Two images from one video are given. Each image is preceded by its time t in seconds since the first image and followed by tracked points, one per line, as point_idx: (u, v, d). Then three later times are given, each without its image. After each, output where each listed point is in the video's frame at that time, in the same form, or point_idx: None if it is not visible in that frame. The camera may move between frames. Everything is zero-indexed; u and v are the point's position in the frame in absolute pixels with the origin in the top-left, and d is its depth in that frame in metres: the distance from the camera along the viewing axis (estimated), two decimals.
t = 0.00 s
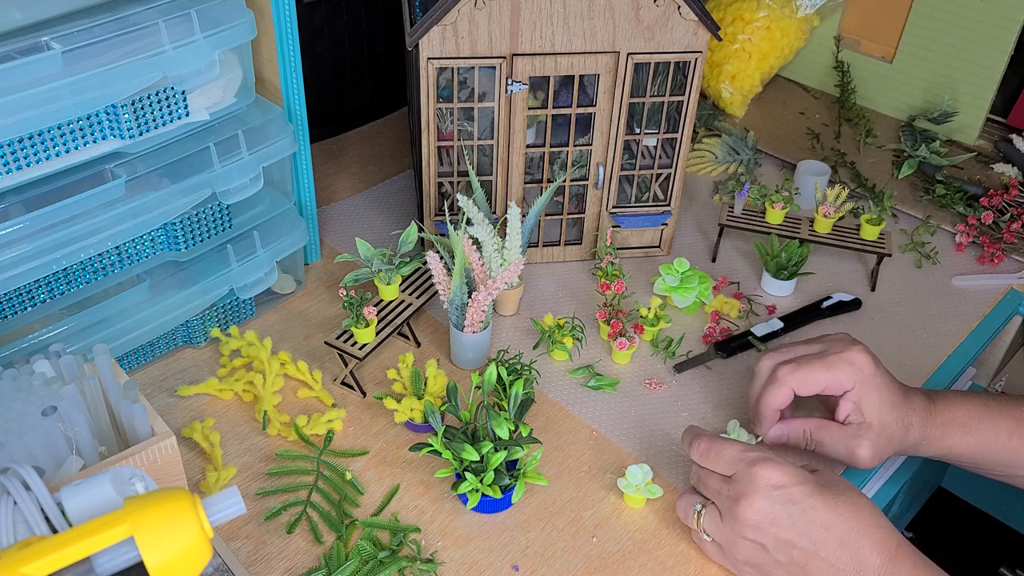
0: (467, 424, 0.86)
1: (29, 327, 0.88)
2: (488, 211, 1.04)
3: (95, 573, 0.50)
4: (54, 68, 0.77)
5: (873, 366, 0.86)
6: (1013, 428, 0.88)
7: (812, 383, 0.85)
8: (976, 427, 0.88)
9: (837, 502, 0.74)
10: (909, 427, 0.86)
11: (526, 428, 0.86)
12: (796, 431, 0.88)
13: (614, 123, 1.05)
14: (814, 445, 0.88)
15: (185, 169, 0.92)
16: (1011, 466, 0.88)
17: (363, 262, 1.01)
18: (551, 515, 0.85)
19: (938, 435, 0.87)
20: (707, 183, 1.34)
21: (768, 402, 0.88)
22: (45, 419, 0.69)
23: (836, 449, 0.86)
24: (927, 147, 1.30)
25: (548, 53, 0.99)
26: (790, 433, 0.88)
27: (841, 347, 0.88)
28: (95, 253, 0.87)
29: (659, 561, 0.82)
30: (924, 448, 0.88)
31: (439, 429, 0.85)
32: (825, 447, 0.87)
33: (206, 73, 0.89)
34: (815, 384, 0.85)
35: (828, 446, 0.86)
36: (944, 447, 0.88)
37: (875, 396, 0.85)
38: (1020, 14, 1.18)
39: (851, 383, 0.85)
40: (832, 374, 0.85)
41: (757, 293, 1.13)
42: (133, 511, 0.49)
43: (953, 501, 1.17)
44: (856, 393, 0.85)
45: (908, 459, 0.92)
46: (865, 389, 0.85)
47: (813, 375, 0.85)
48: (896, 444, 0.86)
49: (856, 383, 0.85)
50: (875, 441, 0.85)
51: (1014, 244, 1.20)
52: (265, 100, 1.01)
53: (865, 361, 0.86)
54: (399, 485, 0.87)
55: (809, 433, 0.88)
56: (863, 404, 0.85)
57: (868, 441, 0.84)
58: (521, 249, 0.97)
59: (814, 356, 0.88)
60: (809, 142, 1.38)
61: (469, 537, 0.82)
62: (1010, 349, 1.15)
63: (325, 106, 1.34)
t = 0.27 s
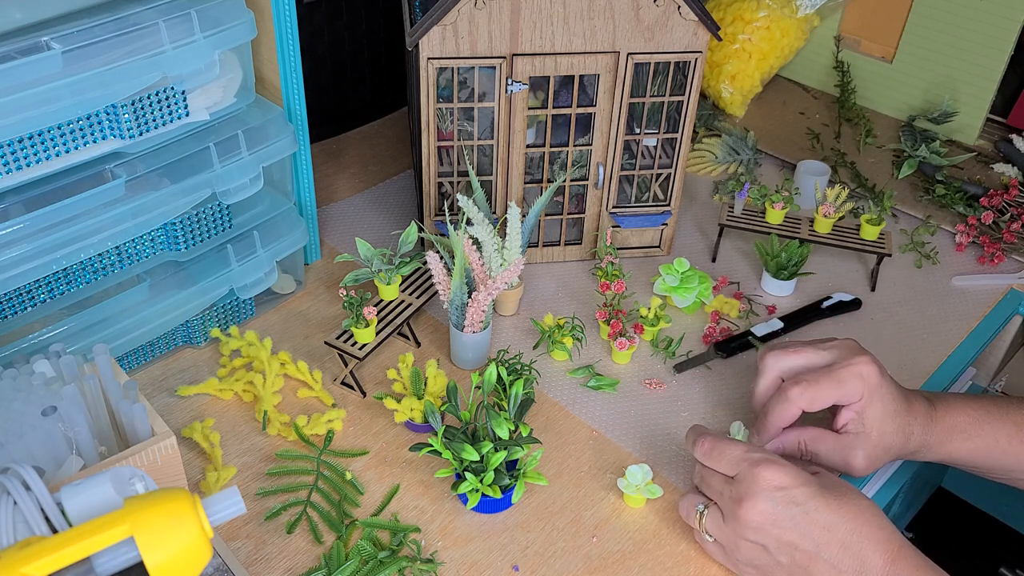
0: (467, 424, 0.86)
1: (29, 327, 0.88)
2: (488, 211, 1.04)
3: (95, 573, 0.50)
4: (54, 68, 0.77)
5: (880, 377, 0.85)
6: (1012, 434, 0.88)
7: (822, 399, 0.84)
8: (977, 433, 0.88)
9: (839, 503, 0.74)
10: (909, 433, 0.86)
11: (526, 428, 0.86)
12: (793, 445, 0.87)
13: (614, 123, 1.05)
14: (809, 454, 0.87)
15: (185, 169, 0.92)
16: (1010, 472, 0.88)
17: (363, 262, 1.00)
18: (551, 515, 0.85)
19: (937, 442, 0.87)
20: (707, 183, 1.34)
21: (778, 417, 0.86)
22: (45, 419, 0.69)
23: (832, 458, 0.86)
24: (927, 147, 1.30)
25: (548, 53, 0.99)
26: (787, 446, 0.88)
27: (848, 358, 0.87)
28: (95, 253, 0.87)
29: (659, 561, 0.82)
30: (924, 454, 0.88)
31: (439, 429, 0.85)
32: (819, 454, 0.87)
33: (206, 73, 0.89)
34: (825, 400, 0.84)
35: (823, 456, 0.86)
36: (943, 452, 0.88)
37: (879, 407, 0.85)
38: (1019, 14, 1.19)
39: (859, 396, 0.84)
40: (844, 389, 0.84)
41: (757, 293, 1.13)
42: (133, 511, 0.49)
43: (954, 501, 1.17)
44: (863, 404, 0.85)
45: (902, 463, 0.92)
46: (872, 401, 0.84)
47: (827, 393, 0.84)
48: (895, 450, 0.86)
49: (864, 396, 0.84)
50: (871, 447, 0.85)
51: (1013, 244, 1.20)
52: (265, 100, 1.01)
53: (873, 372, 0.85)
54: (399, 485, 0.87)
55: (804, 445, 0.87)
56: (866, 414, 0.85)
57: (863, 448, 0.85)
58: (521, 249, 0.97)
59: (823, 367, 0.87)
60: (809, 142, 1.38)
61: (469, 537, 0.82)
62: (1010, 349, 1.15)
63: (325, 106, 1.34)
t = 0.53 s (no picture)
0: (467, 424, 0.86)
1: (29, 327, 0.88)
2: (488, 211, 1.04)
3: (95, 573, 0.50)
4: (54, 68, 0.77)
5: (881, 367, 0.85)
6: (1018, 431, 0.88)
7: (816, 379, 0.85)
8: (981, 427, 0.88)
9: (846, 517, 0.74)
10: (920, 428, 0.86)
11: (526, 428, 0.86)
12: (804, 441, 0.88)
13: (614, 123, 1.05)
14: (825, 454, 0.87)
15: (185, 169, 0.92)
16: (1016, 467, 0.88)
17: (363, 263, 1.00)
18: (551, 514, 0.85)
19: (945, 438, 0.87)
20: (707, 183, 1.34)
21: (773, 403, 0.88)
22: (45, 419, 0.69)
23: (848, 458, 0.86)
24: (927, 147, 1.30)
25: (548, 53, 0.99)
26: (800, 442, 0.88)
27: (850, 346, 0.88)
28: (95, 253, 0.87)
29: (659, 561, 0.82)
30: (929, 449, 0.88)
31: (439, 430, 0.85)
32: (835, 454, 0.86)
33: (206, 73, 0.89)
34: (819, 380, 0.85)
35: (839, 455, 0.86)
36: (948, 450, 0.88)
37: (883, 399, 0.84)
38: (1020, 14, 1.18)
39: (858, 383, 0.84)
40: (838, 373, 0.84)
41: (757, 293, 1.13)
42: (133, 511, 0.49)
43: (954, 502, 1.17)
44: (861, 393, 0.84)
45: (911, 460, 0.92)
46: (872, 390, 0.84)
47: (819, 373, 0.85)
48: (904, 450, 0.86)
49: (862, 384, 0.84)
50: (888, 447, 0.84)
51: (1013, 244, 1.20)
52: (265, 100, 1.01)
53: (872, 360, 0.85)
54: (399, 485, 0.87)
55: (818, 443, 0.87)
56: (870, 406, 0.85)
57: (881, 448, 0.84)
58: (521, 249, 0.97)
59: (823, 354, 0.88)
60: (809, 142, 1.38)
61: (469, 537, 0.82)
62: (1010, 350, 1.15)
63: (325, 106, 1.34)
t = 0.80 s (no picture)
0: (467, 424, 0.86)
1: (29, 327, 0.88)
2: (488, 211, 1.04)
3: (96, 573, 0.50)
4: (54, 68, 0.77)
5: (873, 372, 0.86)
6: (1015, 431, 0.88)
7: (811, 389, 0.85)
8: (977, 429, 0.88)
9: (844, 510, 0.73)
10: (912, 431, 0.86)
11: (526, 428, 0.86)
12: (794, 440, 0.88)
13: (614, 123, 1.05)
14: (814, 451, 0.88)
15: (185, 169, 0.92)
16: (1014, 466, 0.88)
17: (363, 263, 1.00)
18: (551, 514, 0.85)
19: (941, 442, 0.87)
20: (707, 183, 1.34)
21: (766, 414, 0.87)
22: (46, 419, 0.69)
23: (837, 455, 0.86)
24: (927, 147, 1.30)
25: (548, 53, 0.99)
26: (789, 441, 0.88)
27: (841, 352, 0.88)
28: (95, 253, 0.87)
29: (659, 561, 0.82)
30: (928, 450, 0.88)
31: (439, 429, 0.85)
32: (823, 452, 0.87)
33: (206, 73, 0.89)
34: (814, 390, 0.85)
35: (828, 453, 0.86)
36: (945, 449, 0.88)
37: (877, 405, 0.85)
38: (1020, 14, 1.18)
39: (851, 391, 0.84)
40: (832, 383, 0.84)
41: (757, 293, 1.13)
42: (133, 511, 0.49)
43: (954, 502, 1.17)
44: (855, 400, 0.85)
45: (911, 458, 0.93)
46: (866, 397, 0.84)
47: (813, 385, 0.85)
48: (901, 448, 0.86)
49: (856, 391, 0.84)
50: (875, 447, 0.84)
51: (1013, 244, 1.20)
52: (265, 100, 1.01)
53: (866, 368, 0.85)
54: (399, 485, 0.87)
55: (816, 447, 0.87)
56: (862, 411, 0.85)
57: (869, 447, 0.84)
58: (521, 249, 0.97)
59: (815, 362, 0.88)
60: (809, 142, 1.38)
61: (469, 537, 0.82)
62: (1010, 350, 1.15)
63: (325, 106, 1.34)
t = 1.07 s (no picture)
0: (467, 424, 0.86)
1: (29, 327, 0.88)
2: (488, 211, 1.04)
3: (95, 573, 0.50)
4: (54, 68, 0.77)
5: (858, 350, 0.87)
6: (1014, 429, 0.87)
7: (792, 364, 0.87)
8: (975, 418, 0.87)
9: (843, 507, 0.74)
10: (905, 415, 0.86)
11: (526, 428, 0.86)
12: (791, 425, 0.87)
13: (614, 122, 1.05)
14: (814, 437, 0.87)
15: (185, 169, 0.92)
16: (1011, 460, 0.87)
17: (363, 263, 1.00)
18: (551, 515, 0.85)
19: (937, 428, 0.87)
20: (707, 182, 1.34)
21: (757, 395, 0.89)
22: (45, 419, 0.69)
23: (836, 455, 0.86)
24: (927, 147, 1.30)
25: (548, 53, 0.99)
26: (787, 426, 0.88)
27: (825, 334, 0.90)
28: (95, 253, 0.87)
29: (659, 561, 0.82)
30: (929, 450, 0.88)
31: (439, 429, 0.85)
32: (824, 437, 0.86)
33: (206, 73, 0.89)
34: (795, 365, 0.87)
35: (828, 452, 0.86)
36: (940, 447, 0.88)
37: (863, 379, 0.85)
38: (1020, 14, 1.18)
39: (835, 366, 0.86)
40: (814, 357, 0.86)
41: (757, 293, 1.13)
42: (133, 511, 0.49)
43: (954, 501, 1.17)
44: (840, 375, 0.86)
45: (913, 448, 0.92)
46: (850, 372, 0.85)
47: (794, 359, 0.87)
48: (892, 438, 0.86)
49: (840, 366, 0.86)
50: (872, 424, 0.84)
51: (1013, 244, 1.20)
52: (265, 100, 1.01)
53: (859, 359, 0.86)
54: (399, 485, 0.87)
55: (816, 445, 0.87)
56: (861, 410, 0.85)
57: (865, 425, 0.84)
58: (521, 249, 0.97)
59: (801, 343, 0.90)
60: (809, 142, 1.38)
61: (469, 537, 0.82)
62: (1010, 350, 1.15)
63: (325, 106, 1.34)
